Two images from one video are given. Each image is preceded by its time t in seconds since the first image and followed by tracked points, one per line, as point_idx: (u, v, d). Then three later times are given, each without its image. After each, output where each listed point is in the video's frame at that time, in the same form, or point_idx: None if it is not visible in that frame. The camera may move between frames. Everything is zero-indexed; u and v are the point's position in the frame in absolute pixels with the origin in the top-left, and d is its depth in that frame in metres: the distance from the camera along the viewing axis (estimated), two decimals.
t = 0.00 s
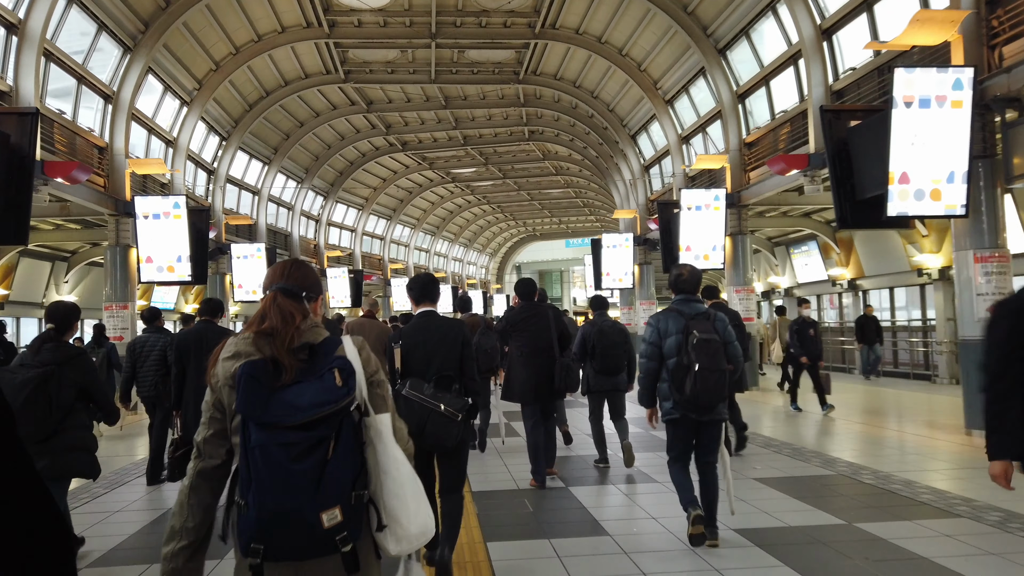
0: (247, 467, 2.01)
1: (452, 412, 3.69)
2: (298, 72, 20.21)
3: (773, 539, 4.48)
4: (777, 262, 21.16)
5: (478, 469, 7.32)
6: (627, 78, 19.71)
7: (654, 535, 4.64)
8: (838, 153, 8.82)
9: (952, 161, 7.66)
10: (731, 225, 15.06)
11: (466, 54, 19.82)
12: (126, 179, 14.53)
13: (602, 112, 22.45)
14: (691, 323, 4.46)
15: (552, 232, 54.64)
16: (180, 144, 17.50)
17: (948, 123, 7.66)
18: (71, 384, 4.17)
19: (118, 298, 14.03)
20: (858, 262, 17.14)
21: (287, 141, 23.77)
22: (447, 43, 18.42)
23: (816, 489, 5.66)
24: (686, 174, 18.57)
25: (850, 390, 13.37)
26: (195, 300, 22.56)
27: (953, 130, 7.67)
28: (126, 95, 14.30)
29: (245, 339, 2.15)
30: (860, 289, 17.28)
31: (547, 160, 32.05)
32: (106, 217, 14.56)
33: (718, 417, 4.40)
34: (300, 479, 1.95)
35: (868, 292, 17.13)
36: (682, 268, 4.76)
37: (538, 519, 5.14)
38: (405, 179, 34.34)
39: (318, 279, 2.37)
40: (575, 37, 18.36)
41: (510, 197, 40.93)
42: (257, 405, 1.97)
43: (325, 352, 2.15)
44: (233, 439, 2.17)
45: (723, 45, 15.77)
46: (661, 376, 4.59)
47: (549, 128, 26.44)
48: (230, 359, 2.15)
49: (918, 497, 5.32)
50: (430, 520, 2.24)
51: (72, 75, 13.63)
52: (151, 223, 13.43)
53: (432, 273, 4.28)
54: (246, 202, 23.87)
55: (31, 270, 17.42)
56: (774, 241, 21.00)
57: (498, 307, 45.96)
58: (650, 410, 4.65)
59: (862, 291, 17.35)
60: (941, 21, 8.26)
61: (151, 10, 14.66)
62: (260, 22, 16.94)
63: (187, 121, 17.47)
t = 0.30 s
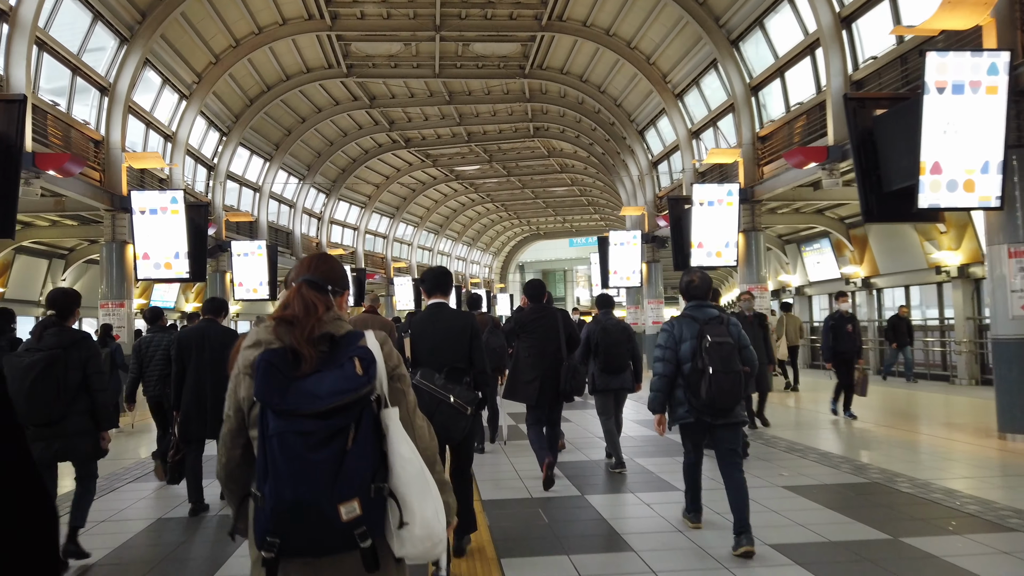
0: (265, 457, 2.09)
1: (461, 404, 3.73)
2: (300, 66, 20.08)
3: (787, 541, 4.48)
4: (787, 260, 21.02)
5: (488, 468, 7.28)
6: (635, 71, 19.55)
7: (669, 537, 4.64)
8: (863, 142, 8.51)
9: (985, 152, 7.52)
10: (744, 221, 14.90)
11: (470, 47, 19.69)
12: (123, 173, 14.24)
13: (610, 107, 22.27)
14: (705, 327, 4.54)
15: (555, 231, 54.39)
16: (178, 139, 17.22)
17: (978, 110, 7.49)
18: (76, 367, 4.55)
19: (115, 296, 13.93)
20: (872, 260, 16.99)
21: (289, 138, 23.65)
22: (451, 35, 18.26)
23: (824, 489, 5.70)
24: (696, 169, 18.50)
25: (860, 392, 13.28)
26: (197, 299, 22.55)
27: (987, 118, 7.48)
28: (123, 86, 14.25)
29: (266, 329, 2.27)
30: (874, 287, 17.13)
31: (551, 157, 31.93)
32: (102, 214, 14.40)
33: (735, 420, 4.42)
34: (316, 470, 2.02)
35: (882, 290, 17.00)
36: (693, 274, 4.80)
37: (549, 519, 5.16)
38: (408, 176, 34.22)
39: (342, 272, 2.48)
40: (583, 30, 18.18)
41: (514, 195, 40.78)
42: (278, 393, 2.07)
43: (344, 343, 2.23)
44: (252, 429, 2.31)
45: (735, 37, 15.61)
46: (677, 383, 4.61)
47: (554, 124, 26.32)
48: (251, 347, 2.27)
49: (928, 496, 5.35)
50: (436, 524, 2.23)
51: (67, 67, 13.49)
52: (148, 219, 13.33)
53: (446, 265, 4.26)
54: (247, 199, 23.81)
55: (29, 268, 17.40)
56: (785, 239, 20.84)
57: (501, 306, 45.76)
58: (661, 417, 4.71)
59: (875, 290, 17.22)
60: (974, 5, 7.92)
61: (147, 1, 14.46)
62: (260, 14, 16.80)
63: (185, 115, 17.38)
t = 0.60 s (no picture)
0: (291, 462, 2.08)
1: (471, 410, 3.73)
2: (298, 62, 19.95)
3: (799, 552, 4.43)
4: (793, 260, 20.91)
5: (493, 471, 7.20)
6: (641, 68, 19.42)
7: (683, 550, 4.49)
8: (883, 133, 8.20)
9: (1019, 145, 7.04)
10: (753, 219, 14.78)
11: (471, 43, 19.57)
12: (115, 169, 14.24)
13: (613, 104, 22.14)
14: (708, 318, 4.81)
15: (556, 231, 54.26)
16: (173, 135, 17.24)
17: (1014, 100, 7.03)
18: (77, 381, 4.57)
19: (106, 296, 13.83)
20: (882, 259, 16.89)
21: (286, 136, 23.53)
22: (452, 30, 18.12)
23: (835, 496, 5.67)
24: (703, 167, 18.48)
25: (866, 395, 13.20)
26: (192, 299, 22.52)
27: None
28: (115, 81, 14.13)
29: (293, 333, 2.32)
30: (883, 287, 17.03)
31: (552, 156, 31.84)
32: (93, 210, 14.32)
33: (735, 410, 4.71)
34: (343, 477, 2.00)
35: (891, 290, 16.92)
36: (697, 266, 5.10)
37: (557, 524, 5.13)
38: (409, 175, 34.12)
39: (369, 275, 2.55)
40: (586, 25, 18.03)
41: (515, 194, 40.67)
42: (305, 399, 2.07)
43: (369, 347, 2.26)
44: (277, 433, 2.35)
45: (743, 31, 15.50)
46: (678, 371, 4.92)
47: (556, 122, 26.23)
48: (277, 350, 2.35)
49: (939, 502, 5.34)
50: (482, 521, 2.32)
51: (57, 60, 13.34)
52: (141, 216, 13.26)
53: (457, 274, 4.97)
54: (245, 197, 23.76)
55: (21, 267, 17.29)
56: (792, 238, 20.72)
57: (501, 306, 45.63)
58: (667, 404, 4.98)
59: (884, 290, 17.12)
60: None
61: None
62: (256, 9, 16.69)
63: (180, 112, 17.27)
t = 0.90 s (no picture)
0: (295, 465, 2.01)
1: (472, 404, 4.34)
2: (295, 56, 19.78)
3: (817, 562, 4.35)
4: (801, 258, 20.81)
5: (500, 473, 7.09)
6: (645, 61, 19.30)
7: (693, 561, 4.37)
8: (904, 125, 8.16)
9: None
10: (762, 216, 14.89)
11: (471, 36, 19.40)
12: (104, 163, 14.08)
13: (617, 99, 22.00)
14: (715, 327, 4.90)
15: (557, 230, 54.15)
16: (166, 130, 16.75)
17: None
18: (71, 371, 4.56)
19: (96, 295, 13.67)
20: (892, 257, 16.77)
21: (284, 132, 23.39)
22: (452, 22, 17.92)
23: (859, 506, 5.50)
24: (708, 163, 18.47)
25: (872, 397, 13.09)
26: (189, 297, 22.44)
27: None
28: (105, 72, 13.92)
29: (295, 333, 2.21)
30: (894, 284, 16.92)
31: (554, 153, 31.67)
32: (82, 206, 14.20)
33: (741, 418, 4.85)
34: (347, 481, 1.93)
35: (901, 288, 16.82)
36: (705, 274, 5.17)
37: (569, 532, 5.03)
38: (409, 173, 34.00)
39: (370, 273, 2.44)
40: (589, 17, 17.86)
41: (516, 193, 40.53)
42: (308, 401, 1.99)
43: (373, 347, 2.18)
44: (280, 436, 2.25)
45: (752, 21, 15.35)
46: (685, 377, 5.04)
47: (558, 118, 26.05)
48: (278, 353, 2.23)
49: (967, 509, 5.23)
50: (484, 527, 2.26)
51: (44, 50, 13.16)
52: (131, 212, 13.10)
53: (457, 270, 4.90)
54: (242, 194, 23.71)
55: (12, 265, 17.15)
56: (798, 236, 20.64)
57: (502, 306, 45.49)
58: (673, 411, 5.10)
59: (894, 287, 17.04)
60: None
61: None
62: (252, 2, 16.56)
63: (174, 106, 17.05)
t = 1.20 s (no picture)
0: (304, 453, 2.05)
1: (475, 403, 4.44)
2: (293, 51, 19.69)
3: (830, 568, 4.31)
4: (809, 257, 20.84)
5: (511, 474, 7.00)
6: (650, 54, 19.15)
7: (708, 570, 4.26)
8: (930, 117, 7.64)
9: None
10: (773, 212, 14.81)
11: (473, 29, 19.26)
12: (96, 158, 13.84)
13: (621, 94, 21.87)
14: (722, 319, 5.00)
15: (557, 229, 54.05)
16: (160, 124, 16.84)
17: None
18: (62, 372, 4.49)
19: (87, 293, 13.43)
20: (903, 254, 16.77)
21: (282, 128, 23.27)
22: (453, 14, 17.73)
23: (899, 518, 5.32)
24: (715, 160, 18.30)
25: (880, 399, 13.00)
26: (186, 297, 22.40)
27: None
28: (96, 65, 13.67)
29: (300, 322, 2.27)
30: (903, 283, 16.94)
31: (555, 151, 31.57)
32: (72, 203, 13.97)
33: (749, 408, 4.88)
34: (355, 467, 1.96)
35: (912, 287, 16.79)
36: (712, 269, 5.34)
37: (584, 537, 4.96)
38: (409, 171, 33.91)
39: (377, 260, 2.42)
40: (594, 10, 17.78)
41: (516, 191, 40.46)
42: (317, 387, 2.02)
43: (380, 334, 2.20)
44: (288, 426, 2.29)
45: (761, 13, 15.19)
46: (695, 370, 5.11)
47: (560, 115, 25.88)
48: (285, 340, 2.27)
49: (1001, 520, 5.12)
50: (487, 520, 2.24)
51: (31, 40, 12.96)
52: (122, 207, 12.98)
53: (464, 266, 4.87)
54: (239, 190, 23.70)
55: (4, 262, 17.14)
56: (806, 234, 20.68)
57: (502, 305, 45.36)
58: (679, 403, 5.19)
59: (904, 286, 17.00)
60: None
61: None
62: None
63: (167, 100, 16.89)
